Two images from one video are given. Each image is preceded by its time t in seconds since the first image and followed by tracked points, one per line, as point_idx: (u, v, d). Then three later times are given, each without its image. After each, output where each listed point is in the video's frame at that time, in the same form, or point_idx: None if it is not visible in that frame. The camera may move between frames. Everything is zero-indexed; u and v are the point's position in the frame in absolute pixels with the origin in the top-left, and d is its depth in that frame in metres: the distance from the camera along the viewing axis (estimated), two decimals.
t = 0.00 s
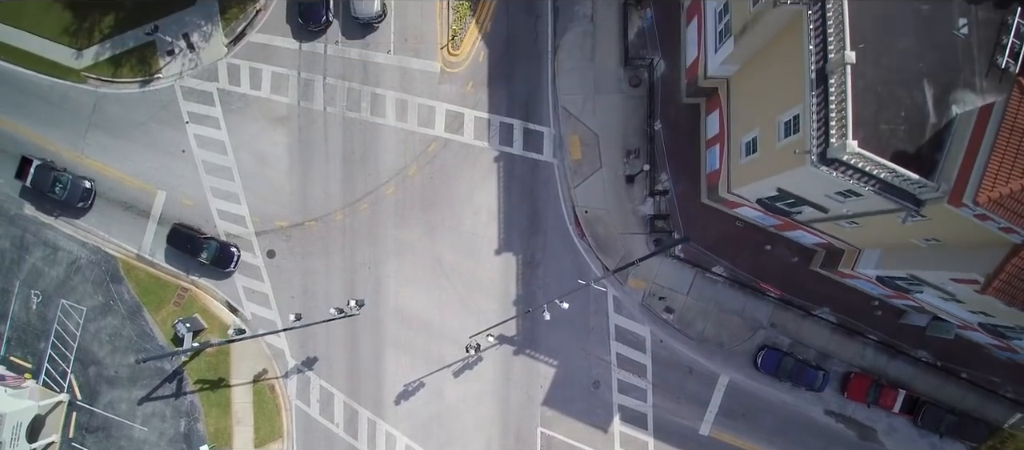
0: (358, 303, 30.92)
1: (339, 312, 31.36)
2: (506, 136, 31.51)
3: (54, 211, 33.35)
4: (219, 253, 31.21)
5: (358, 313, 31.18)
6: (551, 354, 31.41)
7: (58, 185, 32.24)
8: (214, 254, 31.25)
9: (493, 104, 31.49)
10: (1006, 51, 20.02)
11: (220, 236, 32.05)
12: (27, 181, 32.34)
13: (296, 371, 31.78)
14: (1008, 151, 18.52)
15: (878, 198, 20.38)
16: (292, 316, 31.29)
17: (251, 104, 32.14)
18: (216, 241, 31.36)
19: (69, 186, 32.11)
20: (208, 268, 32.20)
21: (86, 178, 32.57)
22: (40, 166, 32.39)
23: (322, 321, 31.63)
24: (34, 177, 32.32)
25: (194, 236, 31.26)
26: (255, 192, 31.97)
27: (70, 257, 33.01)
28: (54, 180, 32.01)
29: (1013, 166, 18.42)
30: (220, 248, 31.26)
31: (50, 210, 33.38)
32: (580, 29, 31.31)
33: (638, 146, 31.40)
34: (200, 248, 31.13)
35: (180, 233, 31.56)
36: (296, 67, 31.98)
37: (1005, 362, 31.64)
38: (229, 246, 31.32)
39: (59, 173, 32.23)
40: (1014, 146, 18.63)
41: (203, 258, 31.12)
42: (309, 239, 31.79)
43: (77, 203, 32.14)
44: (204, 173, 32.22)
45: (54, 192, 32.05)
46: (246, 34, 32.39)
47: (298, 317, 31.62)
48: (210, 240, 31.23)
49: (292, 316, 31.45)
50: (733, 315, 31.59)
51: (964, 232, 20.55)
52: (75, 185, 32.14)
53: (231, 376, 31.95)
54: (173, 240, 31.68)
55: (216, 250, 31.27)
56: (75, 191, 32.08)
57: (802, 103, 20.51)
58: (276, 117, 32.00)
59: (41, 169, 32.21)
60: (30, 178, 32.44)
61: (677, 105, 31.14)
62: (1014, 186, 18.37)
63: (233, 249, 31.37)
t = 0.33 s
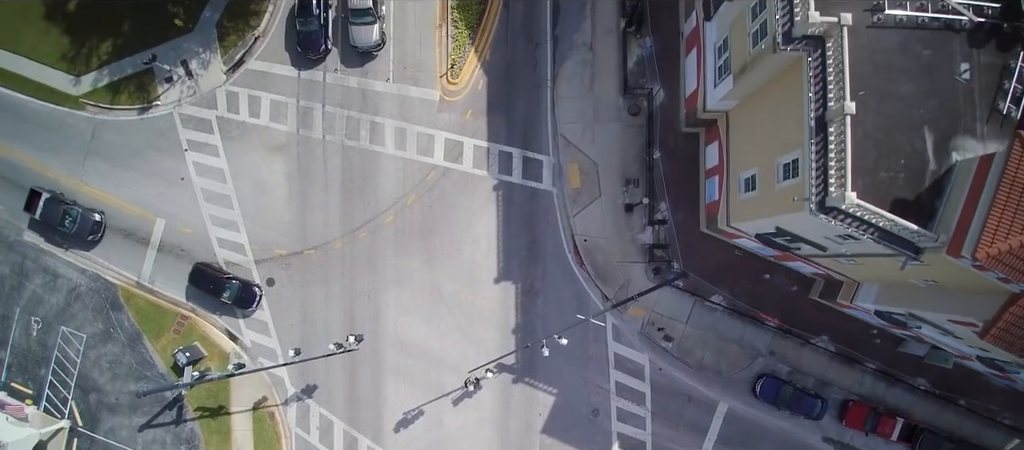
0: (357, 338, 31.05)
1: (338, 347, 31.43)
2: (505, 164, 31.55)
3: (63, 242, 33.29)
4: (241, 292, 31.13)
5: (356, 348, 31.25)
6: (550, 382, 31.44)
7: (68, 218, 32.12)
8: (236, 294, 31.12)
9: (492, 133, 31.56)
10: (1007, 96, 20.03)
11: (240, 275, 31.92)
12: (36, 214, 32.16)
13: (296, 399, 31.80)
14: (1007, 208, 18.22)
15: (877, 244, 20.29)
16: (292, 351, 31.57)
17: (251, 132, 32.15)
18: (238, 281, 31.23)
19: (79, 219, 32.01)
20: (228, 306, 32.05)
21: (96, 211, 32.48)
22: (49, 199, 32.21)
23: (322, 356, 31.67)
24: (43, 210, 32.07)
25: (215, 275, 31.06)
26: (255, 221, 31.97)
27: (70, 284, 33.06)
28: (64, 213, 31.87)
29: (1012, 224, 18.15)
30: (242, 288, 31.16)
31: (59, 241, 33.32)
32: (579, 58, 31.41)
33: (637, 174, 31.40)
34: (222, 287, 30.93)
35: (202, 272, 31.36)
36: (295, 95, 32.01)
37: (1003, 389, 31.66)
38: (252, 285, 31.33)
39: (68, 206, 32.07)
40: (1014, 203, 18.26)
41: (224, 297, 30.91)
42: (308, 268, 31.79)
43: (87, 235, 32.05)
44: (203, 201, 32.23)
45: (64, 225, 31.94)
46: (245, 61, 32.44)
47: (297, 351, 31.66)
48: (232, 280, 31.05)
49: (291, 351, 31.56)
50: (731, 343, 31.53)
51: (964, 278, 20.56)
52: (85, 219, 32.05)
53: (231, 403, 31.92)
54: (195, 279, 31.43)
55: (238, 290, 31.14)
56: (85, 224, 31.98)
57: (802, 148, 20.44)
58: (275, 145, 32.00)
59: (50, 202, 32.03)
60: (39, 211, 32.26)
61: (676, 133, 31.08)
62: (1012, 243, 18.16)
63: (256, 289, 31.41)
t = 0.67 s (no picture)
0: (355, 373, 31.18)
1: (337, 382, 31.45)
2: (504, 193, 31.54)
3: (75, 274, 33.28)
4: (266, 334, 31.00)
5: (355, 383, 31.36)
6: (549, 410, 31.42)
7: (80, 252, 32.02)
8: (261, 336, 31.05)
9: (491, 162, 31.57)
10: (1009, 142, 19.90)
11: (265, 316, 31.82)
12: (48, 249, 32.04)
13: (296, 426, 31.79)
14: (1005, 264, 17.94)
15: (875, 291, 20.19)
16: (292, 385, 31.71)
17: (249, 160, 32.17)
18: (262, 323, 31.15)
19: (91, 253, 31.92)
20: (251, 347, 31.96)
21: (108, 244, 32.41)
22: (61, 234, 32.08)
23: (322, 391, 31.69)
24: (56, 244, 31.95)
25: (240, 317, 31.09)
26: (254, 249, 32.01)
27: (70, 311, 33.10)
28: (76, 248, 31.75)
29: (1010, 280, 17.86)
30: (267, 330, 31.04)
31: (71, 274, 33.30)
32: (578, 87, 31.50)
33: (636, 203, 31.41)
34: (247, 330, 30.94)
35: (226, 314, 31.34)
36: (294, 123, 32.06)
37: (1001, 417, 31.61)
38: (276, 327, 31.11)
39: (80, 240, 31.95)
40: (1012, 258, 17.93)
41: (249, 339, 30.93)
42: (307, 296, 31.73)
43: (100, 270, 32.00)
44: (203, 229, 32.24)
45: (76, 260, 31.85)
46: (244, 88, 32.45)
47: (297, 386, 31.74)
48: (257, 322, 31.02)
49: (291, 385, 31.68)
50: (731, 371, 31.44)
51: (962, 325, 20.56)
52: (97, 253, 31.97)
53: (231, 431, 31.86)
54: (219, 320, 31.47)
55: (263, 332, 31.05)
56: (98, 259, 31.91)
57: (800, 194, 20.42)
58: (274, 174, 32.05)
59: (62, 236, 31.94)
60: (51, 245, 32.14)
61: (675, 162, 31.04)
62: (1009, 300, 17.92)
63: (280, 330, 31.17)
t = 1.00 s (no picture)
0: (354, 408, 31.39)
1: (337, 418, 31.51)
2: (503, 221, 31.52)
3: (92, 310, 33.20)
4: (293, 376, 30.98)
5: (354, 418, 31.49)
6: (548, 438, 31.38)
7: (96, 287, 32.04)
8: (288, 378, 31.02)
9: (490, 191, 31.56)
10: (1008, 189, 19.85)
11: (291, 357, 31.71)
12: (64, 284, 32.11)
13: None
14: (1002, 320, 18.15)
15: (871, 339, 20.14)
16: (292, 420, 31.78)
17: (248, 188, 32.18)
18: (289, 365, 31.09)
19: (107, 288, 31.90)
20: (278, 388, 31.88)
21: (125, 279, 32.37)
22: (77, 269, 32.15)
23: (322, 424, 31.78)
24: (73, 279, 31.99)
25: (268, 360, 31.06)
26: (254, 277, 32.04)
27: (71, 338, 33.18)
28: (92, 283, 31.78)
29: (1007, 337, 18.04)
30: (294, 372, 30.99)
31: (87, 309, 33.26)
32: (577, 116, 31.56)
33: (636, 231, 31.37)
34: (274, 372, 30.92)
35: (255, 357, 31.33)
36: (292, 152, 32.07)
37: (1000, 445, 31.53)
38: (303, 369, 31.06)
39: (96, 275, 31.98)
40: (1010, 316, 18.11)
41: (277, 382, 30.90)
42: (306, 324, 31.73)
43: (117, 305, 31.99)
44: (203, 258, 32.27)
45: (92, 295, 31.87)
46: (242, 116, 32.42)
47: (297, 420, 31.83)
48: (284, 364, 30.95)
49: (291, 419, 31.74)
50: (730, 399, 31.29)
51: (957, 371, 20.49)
52: (114, 288, 31.93)
53: None
54: (248, 363, 31.48)
55: (290, 374, 31.00)
56: (114, 293, 31.89)
57: (799, 240, 20.43)
58: (273, 203, 32.05)
59: (78, 272, 31.99)
60: (67, 281, 32.22)
61: (675, 191, 30.98)
62: (1005, 356, 18.04)
63: (307, 372, 31.11)
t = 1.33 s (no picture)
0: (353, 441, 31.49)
1: None
2: (502, 250, 31.56)
3: (109, 344, 33.18)
4: (323, 419, 30.91)
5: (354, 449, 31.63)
6: None
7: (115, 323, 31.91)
8: (318, 421, 30.97)
9: (489, 220, 31.60)
10: (1007, 237, 19.89)
11: (320, 400, 31.61)
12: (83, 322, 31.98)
13: None
14: (997, 378, 18.39)
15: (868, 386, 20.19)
16: None
17: (247, 217, 32.19)
18: (318, 408, 31.02)
19: (127, 324, 31.81)
20: (307, 430, 31.85)
21: (144, 314, 32.29)
22: (96, 306, 32.06)
23: None
24: (92, 317, 31.89)
25: (298, 404, 30.97)
26: (254, 305, 32.10)
27: (72, 365, 33.26)
28: (112, 319, 31.63)
29: (1002, 394, 18.21)
30: (323, 415, 30.92)
31: (105, 344, 33.13)
32: (576, 144, 31.63)
33: (635, 260, 31.33)
34: (304, 415, 30.85)
35: (285, 401, 31.23)
36: (292, 180, 32.11)
37: None
38: (333, 411, 30.99)
39: (115, 311, 31.84)
40: (1003, 376, 18.33)
41: (307, 426, 30.85)
42: (306, 352, 31.81)
43: (138, 340, 31.94)
44: (203, 286, 32.32)
45: (112, 331, 31.72)
46: (241, 144, 32.45)
47: None
48: (314, 408, 30.90)
49: None
50: (729, 427, 31.29)
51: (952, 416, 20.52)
52: (134, 324, 31.85)
53: None
54: (277, 407, 31.36)
55: (320, 417, 30.94)
56: (135, 329, 31.78)
57: (796, 286, 20.59)
58: (273, 231, 32.07)
59: (97, 309, 31.91)
60: (86, 318, 32.15)
61: (674, 220, 31.01)
62: (1000, 412, 18.12)
63: (337, 414, 31.04)
